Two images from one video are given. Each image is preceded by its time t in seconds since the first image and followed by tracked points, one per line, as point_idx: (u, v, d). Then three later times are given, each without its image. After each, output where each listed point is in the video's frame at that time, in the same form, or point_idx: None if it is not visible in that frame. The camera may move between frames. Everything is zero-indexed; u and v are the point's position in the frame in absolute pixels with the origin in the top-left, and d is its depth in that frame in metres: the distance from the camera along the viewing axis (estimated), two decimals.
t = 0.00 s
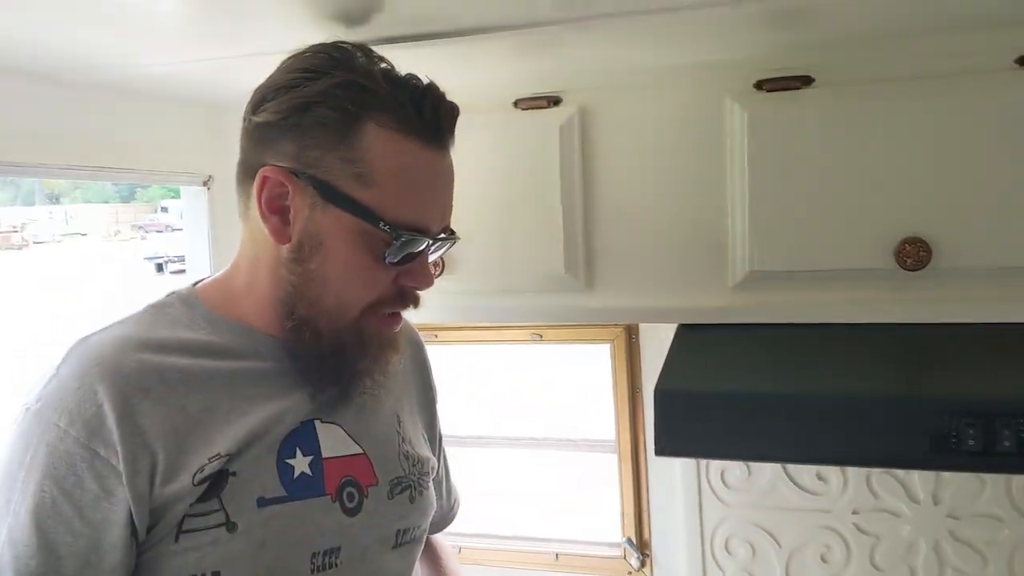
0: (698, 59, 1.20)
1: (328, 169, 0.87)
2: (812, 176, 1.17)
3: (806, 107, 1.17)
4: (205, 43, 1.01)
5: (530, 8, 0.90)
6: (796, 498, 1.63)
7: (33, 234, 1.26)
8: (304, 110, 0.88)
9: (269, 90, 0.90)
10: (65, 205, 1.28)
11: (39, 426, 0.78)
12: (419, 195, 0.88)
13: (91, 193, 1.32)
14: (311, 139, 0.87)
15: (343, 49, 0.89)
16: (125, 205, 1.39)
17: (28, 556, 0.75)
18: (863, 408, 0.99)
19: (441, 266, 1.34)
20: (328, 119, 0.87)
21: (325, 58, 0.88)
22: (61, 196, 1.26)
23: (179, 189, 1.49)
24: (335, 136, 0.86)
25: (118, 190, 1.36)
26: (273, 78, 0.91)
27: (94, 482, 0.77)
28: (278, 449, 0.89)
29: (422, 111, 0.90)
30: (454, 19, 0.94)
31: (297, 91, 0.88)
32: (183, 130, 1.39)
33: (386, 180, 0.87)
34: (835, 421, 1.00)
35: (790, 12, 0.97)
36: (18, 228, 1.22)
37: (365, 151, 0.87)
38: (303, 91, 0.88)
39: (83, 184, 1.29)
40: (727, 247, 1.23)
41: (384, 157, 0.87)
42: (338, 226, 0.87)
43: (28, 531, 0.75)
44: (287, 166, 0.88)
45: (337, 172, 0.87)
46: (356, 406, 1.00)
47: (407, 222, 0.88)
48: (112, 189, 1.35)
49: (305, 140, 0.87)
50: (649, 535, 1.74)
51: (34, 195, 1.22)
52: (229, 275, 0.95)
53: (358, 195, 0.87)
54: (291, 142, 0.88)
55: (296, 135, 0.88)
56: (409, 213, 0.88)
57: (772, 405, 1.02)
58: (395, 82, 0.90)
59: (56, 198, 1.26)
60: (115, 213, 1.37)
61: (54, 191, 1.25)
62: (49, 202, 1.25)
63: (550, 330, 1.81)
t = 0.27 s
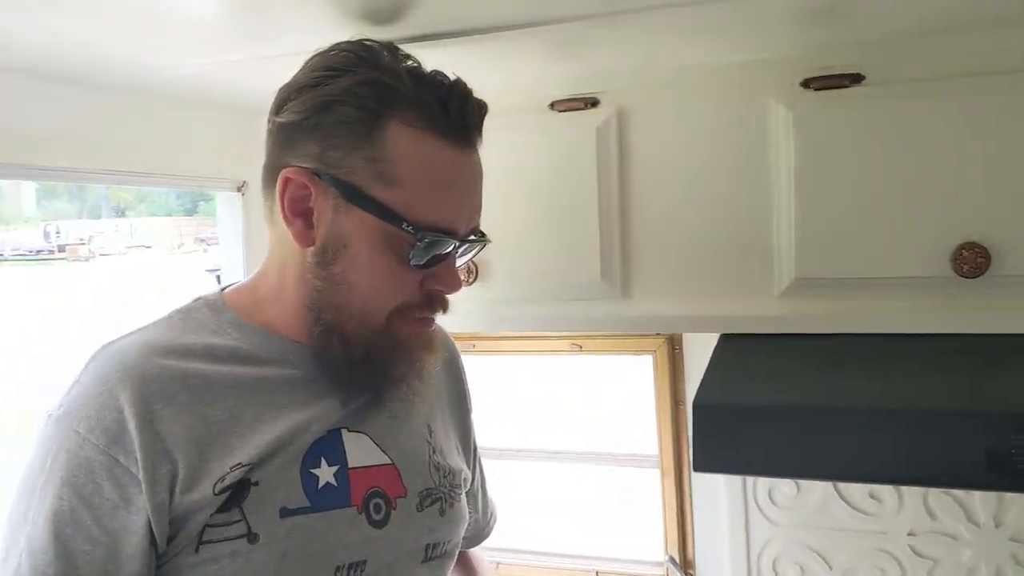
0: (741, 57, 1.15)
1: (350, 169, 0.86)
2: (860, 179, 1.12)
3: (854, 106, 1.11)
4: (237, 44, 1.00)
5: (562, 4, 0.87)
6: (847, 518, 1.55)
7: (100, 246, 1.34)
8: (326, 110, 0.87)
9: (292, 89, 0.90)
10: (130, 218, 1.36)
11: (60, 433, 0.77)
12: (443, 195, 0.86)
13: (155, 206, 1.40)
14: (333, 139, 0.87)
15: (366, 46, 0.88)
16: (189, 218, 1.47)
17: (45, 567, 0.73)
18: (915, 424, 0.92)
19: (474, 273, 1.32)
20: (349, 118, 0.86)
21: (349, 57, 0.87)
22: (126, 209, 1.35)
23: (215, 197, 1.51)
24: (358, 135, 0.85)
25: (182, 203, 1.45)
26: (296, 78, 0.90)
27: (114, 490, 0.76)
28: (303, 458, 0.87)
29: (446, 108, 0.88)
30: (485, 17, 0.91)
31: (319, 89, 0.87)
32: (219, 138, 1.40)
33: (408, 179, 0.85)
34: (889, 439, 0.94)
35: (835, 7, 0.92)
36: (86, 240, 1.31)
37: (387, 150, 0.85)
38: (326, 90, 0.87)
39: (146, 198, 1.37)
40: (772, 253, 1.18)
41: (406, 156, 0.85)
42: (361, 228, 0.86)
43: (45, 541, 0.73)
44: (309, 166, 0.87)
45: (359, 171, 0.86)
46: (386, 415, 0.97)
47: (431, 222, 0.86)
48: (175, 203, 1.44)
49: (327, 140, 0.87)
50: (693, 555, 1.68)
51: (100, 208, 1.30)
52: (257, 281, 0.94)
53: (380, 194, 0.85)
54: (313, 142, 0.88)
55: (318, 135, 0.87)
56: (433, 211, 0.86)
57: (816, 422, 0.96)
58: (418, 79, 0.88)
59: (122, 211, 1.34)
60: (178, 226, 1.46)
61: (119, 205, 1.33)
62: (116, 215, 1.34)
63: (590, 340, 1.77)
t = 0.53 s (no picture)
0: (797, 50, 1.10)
1: (386, 165, 0.87)
2: (924, 177, 1.06)
3: (919, 100, 1.06)
4: (283, 44, 1.01)
5: None
6: (912, 534, 1.47)
7: (173, 255, 1.41)
8: (362, 106, 0.88)
9: (331, 86, 0.92)
10: (201, 227, 1.44)
11: (100, 430, 0.80)
12: (479, 191, 0.86)
13: (224, 215, 1.47)
14: (369, 134, 0.88)
15: (403, 42, 0.89)
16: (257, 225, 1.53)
17: (82, 562, 0.75)
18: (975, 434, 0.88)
19: (520, 276, 1.30)
20: (385, 113, 0.87)
21: (388, 53, 0.88)
22: (198, 219, 1.43)
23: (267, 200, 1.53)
24: (394, 130, 0.86)
25: (250, 213, 1.50)
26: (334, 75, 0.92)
27: (150, 488, 0.77)
28: (342, 460, 0.87)
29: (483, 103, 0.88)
30: (528, 11, 0.90)
31: (355, 85, 0.89)
32: (270, 140, 1.42)
33: (443, 174, 0.85)
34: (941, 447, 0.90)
35: None
36: (157, 248, 1.38)
37: (422, 146, 0.86)
38: (364, 86, 0.88)
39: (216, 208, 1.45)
40: (831, 256, 1.13)
41: (442, 151, 0.85)
42: (397, 226, 0.86)
43: (82, 536, 0.76)
44: (346, 163, 0.89)
45: (394, 167, 0.86)
46: (426, 418, 0.96)
47: (466, 219, 0.86)
48: (245, 213, 1.49)
49: (363, 137, 0.88)
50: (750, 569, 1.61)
51: (173, 217, 1.38)
52: (298, 281, 0.95)
53: (416, 190, 0.86)
54: (350, 139, 0.89)
55: (355, 131, 0.89)
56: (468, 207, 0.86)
57: (868, 428, 0.93)
58: (456, 73, 0.89)
59: (193, 220, 1.42)
60: (247, 235, 1.51)
61: (191, 215, 1.41)
62: (187, 224, 1.42)
63: (643, 346, 1.73)
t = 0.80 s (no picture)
0: (832, 38, 1.08)
1: (378, 145, 0.88)
2: (965, 167, 1.03)
3: (960, 88, 1.03)
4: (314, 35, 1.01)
5: None
6: (953, 537, 1.43)
7: (216, 256, 1.46)
8: (362, 92, 0.91)
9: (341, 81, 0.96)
10: (244, 228, 1.49)
11: (135, 408, 0.81)
12: (459, 161, 0.84)
13: (266, 217, 1.53)
14: (368, 118, 0.90)
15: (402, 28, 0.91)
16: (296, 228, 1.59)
17: (114, 537, 0.77)
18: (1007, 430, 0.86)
19: (551, 271, 1.28)
20: (378, 96, 0.89)
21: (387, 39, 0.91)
22: (240, 220, 1.48)
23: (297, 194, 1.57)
24: (388, 110, 0.88)
25: (290, 213, 1.57)
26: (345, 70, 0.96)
27: (182, 468, 0.79)
28: (370, 451, 0.88)
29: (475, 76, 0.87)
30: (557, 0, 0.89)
31: (357, 74, 0.92)
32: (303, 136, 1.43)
33: (424, 147, 0.85)
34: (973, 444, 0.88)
35: None
36: (201, 249, 1.43)
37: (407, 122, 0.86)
38: (365, 73, 0.91)
39: (258, 210, 1.51)
40: (868, 250, 1.10)
41: (425, 125, 0.85)
42: (384, 202, 0.86)
43: (115, 511, 0.77)
44: (347, 150, 0.91)
45: (384, 147, 0.88)
46: (457, 416, 0.97)
47: (446, 189, 0.84)
48: (285, 213, 1.56)
49: (362, 122, 0.91)
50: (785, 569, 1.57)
51: (216, 220, 1.44)
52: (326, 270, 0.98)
53: (399, 165, 0.86)
54: (352, 126, 0.92)
55: (355, 118, 0.91)
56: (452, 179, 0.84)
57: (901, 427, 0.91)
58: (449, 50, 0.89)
59: (236, 221, 1.48)
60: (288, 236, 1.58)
61: (234, 217, 1.46)
62: (231, 225, 1.47)
63: (680, 345, 1.70)
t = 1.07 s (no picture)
0: (838, 31, 1.07)
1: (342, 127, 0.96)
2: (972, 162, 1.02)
3: (967, 81, 1.01)
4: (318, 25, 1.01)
5: None
6: (963, 534, 1.41)
7: (224, 253, 1.47)
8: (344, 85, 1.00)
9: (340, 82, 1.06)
10: (253, 228, 1.52)
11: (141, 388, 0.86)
12: (385, 132, 0.89)
13: (275, 217, 1.57)
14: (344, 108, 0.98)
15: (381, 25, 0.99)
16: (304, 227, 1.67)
17: (110, 510, 0.82)
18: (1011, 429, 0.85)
19: (555, 266, 1.27)
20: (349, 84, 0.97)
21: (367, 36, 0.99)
22: (251, 219, 1.51)
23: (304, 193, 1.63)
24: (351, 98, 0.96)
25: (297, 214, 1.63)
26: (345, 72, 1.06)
27: (179, 447, 0.83)
28: (369, 443, 0.89)
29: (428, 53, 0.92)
30: None
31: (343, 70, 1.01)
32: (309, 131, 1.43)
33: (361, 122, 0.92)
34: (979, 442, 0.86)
35: None
36: (212, 248, 1.44)
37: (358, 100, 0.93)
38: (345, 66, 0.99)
39: (268, 210, 1.54)
40: (874, 246, 1.09)
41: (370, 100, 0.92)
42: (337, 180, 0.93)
43: (113, 484, 0.82)
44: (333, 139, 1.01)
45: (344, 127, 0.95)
46: (465, 414, 0.98)
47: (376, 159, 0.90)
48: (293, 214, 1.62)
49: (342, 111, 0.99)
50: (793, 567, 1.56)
51: (227, 220, 1.46)
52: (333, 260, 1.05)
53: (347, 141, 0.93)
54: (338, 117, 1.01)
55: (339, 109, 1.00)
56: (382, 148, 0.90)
57: (899, 424, 0.90)
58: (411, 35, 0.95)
59: (246, 220, 1.50)
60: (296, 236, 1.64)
61: (244, 216, 1.49)
62: (242, 224, 1.49)
63: (683, 340, 1.70)
